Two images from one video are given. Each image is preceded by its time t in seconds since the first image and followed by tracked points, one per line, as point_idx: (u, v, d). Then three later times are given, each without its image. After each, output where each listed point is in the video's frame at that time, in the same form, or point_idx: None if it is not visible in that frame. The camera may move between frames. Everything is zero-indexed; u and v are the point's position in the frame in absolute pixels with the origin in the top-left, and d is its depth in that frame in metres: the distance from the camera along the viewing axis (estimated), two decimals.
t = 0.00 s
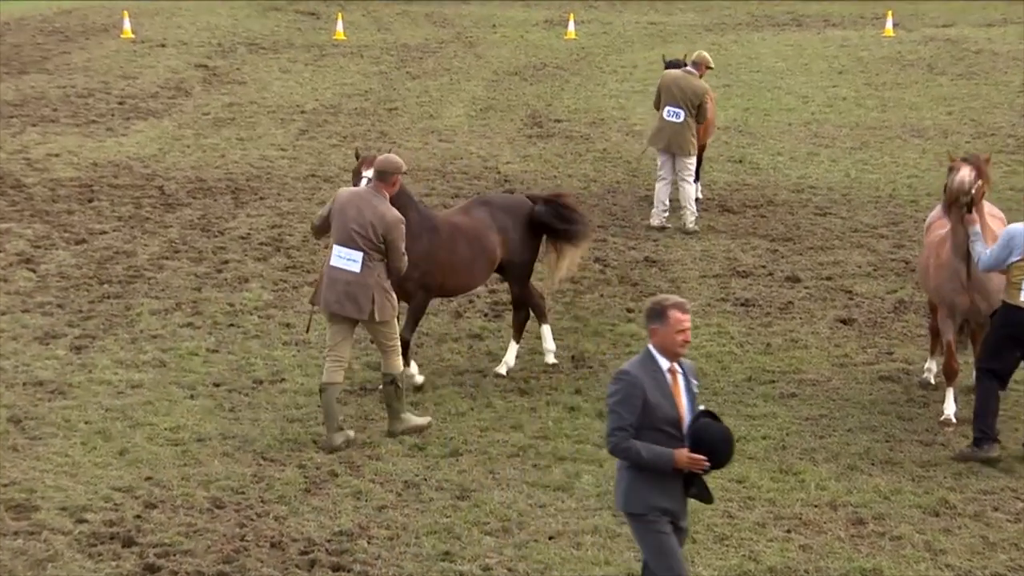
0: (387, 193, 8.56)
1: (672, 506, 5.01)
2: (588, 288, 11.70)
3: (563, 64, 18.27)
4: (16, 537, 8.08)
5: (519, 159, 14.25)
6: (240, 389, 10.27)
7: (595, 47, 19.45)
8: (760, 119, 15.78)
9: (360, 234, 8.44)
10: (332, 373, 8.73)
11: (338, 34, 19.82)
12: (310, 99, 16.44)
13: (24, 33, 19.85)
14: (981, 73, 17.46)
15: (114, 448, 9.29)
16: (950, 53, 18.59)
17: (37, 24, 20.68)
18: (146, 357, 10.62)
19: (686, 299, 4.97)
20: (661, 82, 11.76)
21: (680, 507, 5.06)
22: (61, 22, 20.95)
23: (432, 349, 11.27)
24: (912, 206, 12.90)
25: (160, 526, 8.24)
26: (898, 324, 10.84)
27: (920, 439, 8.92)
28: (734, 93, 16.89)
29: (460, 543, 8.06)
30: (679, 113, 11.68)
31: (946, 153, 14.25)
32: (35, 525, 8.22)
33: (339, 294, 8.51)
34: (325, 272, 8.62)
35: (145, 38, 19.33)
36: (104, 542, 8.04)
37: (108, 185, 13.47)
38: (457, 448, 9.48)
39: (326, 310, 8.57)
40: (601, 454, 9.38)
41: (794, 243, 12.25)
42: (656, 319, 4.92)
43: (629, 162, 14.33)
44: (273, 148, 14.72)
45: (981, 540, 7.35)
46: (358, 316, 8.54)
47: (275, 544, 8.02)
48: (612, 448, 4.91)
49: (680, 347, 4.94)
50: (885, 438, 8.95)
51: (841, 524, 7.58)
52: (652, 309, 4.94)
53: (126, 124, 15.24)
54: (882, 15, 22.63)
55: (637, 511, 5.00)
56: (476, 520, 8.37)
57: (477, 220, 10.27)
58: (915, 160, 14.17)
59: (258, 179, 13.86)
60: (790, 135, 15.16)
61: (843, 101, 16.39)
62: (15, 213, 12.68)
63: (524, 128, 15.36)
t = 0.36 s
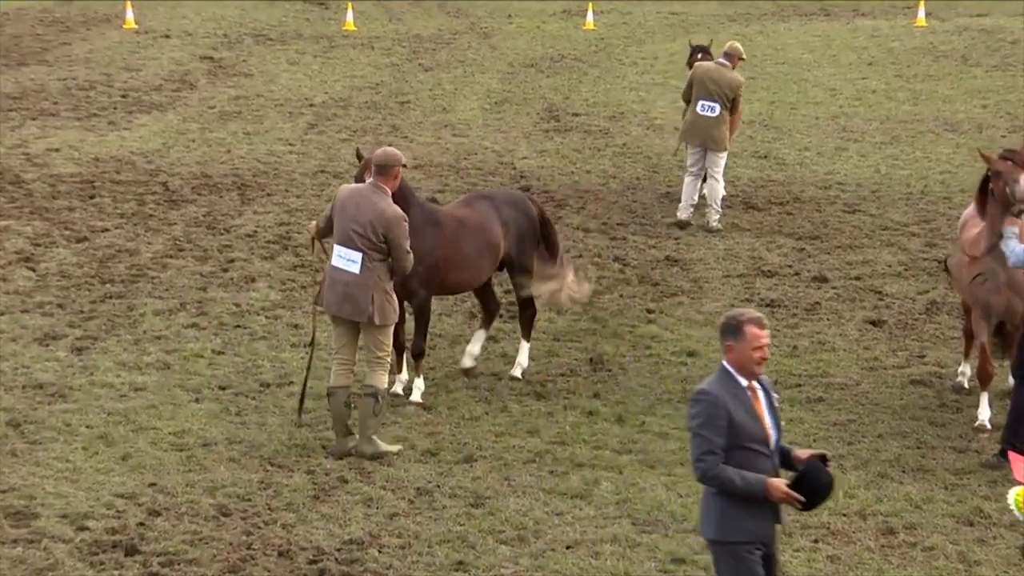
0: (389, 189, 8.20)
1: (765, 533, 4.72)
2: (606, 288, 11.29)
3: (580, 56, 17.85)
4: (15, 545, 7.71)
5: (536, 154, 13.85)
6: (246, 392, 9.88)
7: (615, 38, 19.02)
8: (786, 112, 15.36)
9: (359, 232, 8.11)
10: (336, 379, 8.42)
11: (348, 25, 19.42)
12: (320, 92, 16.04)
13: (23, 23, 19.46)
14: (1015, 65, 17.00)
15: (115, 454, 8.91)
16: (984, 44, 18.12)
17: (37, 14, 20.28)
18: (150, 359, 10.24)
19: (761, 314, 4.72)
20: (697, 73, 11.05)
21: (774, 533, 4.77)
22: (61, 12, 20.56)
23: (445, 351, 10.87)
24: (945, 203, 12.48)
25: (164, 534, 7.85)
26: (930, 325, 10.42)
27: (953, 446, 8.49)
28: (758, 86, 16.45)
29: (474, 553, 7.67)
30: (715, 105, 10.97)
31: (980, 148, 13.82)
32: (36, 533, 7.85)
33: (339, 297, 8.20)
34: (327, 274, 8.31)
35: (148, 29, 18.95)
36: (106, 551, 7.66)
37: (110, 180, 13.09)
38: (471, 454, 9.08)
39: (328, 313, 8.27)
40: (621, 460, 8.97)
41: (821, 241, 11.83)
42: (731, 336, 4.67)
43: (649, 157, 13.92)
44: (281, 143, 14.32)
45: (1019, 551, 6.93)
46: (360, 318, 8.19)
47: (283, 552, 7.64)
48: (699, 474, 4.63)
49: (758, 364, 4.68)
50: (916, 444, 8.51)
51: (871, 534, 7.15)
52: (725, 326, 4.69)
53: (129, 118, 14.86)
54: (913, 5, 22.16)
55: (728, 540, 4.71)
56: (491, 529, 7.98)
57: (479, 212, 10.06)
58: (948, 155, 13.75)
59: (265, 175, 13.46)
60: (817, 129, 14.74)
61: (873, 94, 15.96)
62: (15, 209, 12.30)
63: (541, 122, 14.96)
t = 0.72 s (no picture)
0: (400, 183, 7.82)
1: (855, 558, 4.70)
2: (626, 288, 10.89)
3: (599, 48, 17.45)
4: (14, 555, 7.36)
5: (554, 150, 13.48)
6: (253, 396, 9.50)
7: (635, 29, 18.61)
8: (814, 107, 14.95)
9: (370, 231, 7.73)
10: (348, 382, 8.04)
11: (359, 16, 19.02)
12: (330, 86, 15.66)
13: (24, 15, 19.10)
14: None
15: (116, 460, 8.54)
16: (1020, 36, 17.67)
17: (38, 6, 19.90)
18: (154, 362, 9.87)
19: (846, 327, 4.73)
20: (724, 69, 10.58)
21: (861, 562, 4.75)
22: (63, 3, 20.19)
23: (459, 353, 10.49)
24: (979, 201, 12.06)
25: (168, 543, 7.49)
26: (964, 328, 10.00)
27: (990, 454, 8.08)
28: (784, 79, 16.03)
29: (490, 564, 7.29)
30: (745, 101, 10.54)
31: (1016, 144, 13.40)
32: (35, 542, 7.49)
33: (352, 299, 7.82)
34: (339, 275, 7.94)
35: (152, 20, 18.57)
36: (108, 561, 7.30)
37: (113, 177, 12.72)
38: (486, 460, 8.69)
39: (342, 316, 7.90)
40: (642, 467, 8.57)
41: (850, 241, 11.43)
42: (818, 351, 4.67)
43: (671, 153, 13.52)
44: (290, 139, 13.94)
45: None
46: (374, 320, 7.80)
47: (291, 563, 7.28)
48: (792, 496, 4.59)
49: (844, 380, 4.69)
50: (951, 452, 8.10)
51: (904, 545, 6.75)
52: (811, 340, 4.70)
53: (132, 112, 14.50)
54: None
55: (817, 566, 4.69)
56: (506, 539, 7.60)
57: (487, 209, 9.72)
58: (982, 151, 13.33)
59: (273, 171, 13.09)
60: (846, 124, 14.33)
61: (904, 88, 15.53)
62: (14, 207, 11.94)
63: (558, 117, 14.56)
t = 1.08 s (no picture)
0: (408, 174, 7.44)
1: None
2: (645, 289, 10.49)
3: (617, 39, 17.05)
4: (9, 565, 6.99)
5: (570, 146, 13.09)
6: (258, 401, 9.13)
7: (654, 20, 18.20)
8: (840, 100, 14.54)
9: (384, 229, 7.36)
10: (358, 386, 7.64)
11: (367, 7, 18.63)
12: (338, 79, 15.28)
13: (22, 6, 18.73)
14: None
15: (115, 467, 8.16)
16: None
17: None
18: (155, 365, 9.50)
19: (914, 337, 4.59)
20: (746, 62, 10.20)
21: None
22: None
23: (471, 356, 10.11)
24: (1013, 198, 11.65)
25: (170, 553, 7.13)
26: (997, 330, 9.59)
27: None
28: (810, 72, 15.61)
29: None
30: (769, 95, 10.15)
31: None
32: (32, 551, 7.12)
33: (366, 300, 7.42)
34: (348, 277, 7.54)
35: (153, 11, 18.20)
36: (107, 571, 6.93)
37: (113, 173, 12.35)
38: (499, 468, 8.30)
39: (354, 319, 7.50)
40: (662, 474, 8.18)
41: (878, 240, 11.03)
42: (884, 361, 4.54)
43: (691, 149, 13.12)
44: (296, 134, 13.57)
45: None
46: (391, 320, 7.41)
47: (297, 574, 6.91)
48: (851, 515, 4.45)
49: (908, 394, 4.55)
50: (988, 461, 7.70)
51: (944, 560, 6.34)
52: (876, 350, 4.56)
53: (133, 106, 14.13)
54: None
55: None
56: (520, 549, 7.23)
57: (497, 209, 9.34)
58: (1016, 146, 12.91)
59: (279, 167, 12.71)
60: (874, 118, 13.92)
61: (935, 80, 15.11)
62: (11, 205, 11.58)
63: (574, 111, 14.17)
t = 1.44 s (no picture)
0: (412, 170, 7.03)
1: None
2: (662, 290, 10.11)
3: (633, 32, 16.67)
4: None
5: (584, 142, 12.72)
6: (260, 406, 8.76)
7: (670, 12, 17.80)
8: (866, 95, 14.16)
9: (384, 222, 6.98)
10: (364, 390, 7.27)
11: None
12: (344, 73, 14.91)
13: None
14: None
15: (112, 476, 7.80)
16: None
17: None
18: (154, 369, 9.14)
19: (962, 354, 4.46)
20: (769, 56, 9.83)
21: None
22: None
23: (482, 360, 9.73)
24: None
25: (169, 565, 6.77)
26: None
27: None
28: (834, 65, 15.22)
29: None
30: (792, 90, 9.80)
31: None
32: (26, 562, 6.76)
33: (369, 299, 7.06)
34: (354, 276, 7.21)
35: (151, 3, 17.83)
36: None
37: (110, 171, 11.99)
38: (511, 476, 7.92)
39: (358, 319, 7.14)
40: (680, 483, 7.81)
41: (904, 240, 10.65)
42: (930, 379, 4.42)
43: (710, 146, 12.74)
44: (301, 130, 13.20)
45: None
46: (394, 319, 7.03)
47: None
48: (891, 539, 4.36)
49: (954, 413, 4.45)
50: None
51: None
52: (922, 368, 4.44)
53: (131, 101, 13.78)
54: None
55: None
56: (533, 560, 6.87)
57: (510, 209, 8.97)
58: None
59: (282, 165, 12.35)
60: (901, 113, 13.54)
61: (964, 74, 14.72)
62: (5, 203, 11.21)
63: (588, 106, 13.80)
